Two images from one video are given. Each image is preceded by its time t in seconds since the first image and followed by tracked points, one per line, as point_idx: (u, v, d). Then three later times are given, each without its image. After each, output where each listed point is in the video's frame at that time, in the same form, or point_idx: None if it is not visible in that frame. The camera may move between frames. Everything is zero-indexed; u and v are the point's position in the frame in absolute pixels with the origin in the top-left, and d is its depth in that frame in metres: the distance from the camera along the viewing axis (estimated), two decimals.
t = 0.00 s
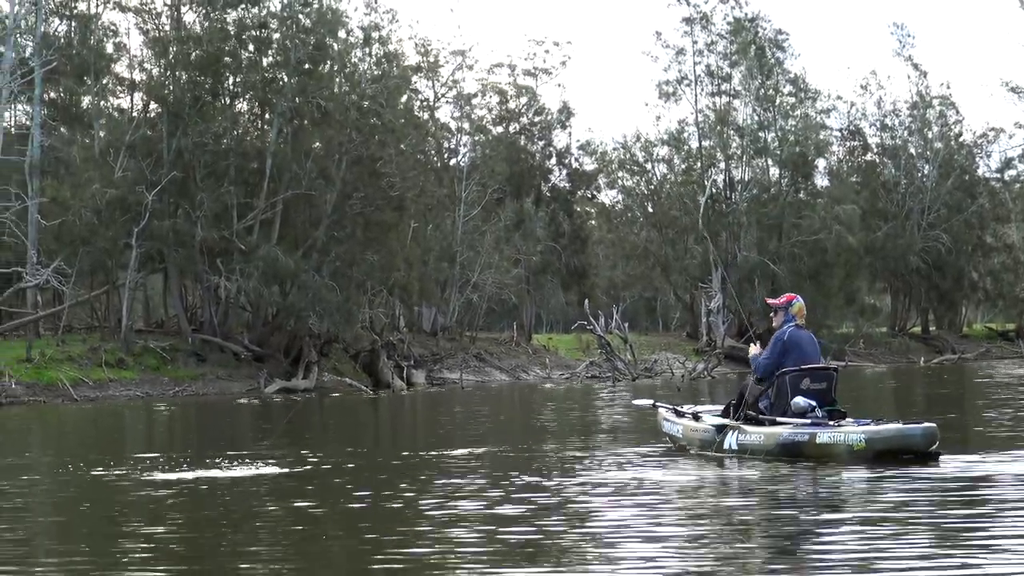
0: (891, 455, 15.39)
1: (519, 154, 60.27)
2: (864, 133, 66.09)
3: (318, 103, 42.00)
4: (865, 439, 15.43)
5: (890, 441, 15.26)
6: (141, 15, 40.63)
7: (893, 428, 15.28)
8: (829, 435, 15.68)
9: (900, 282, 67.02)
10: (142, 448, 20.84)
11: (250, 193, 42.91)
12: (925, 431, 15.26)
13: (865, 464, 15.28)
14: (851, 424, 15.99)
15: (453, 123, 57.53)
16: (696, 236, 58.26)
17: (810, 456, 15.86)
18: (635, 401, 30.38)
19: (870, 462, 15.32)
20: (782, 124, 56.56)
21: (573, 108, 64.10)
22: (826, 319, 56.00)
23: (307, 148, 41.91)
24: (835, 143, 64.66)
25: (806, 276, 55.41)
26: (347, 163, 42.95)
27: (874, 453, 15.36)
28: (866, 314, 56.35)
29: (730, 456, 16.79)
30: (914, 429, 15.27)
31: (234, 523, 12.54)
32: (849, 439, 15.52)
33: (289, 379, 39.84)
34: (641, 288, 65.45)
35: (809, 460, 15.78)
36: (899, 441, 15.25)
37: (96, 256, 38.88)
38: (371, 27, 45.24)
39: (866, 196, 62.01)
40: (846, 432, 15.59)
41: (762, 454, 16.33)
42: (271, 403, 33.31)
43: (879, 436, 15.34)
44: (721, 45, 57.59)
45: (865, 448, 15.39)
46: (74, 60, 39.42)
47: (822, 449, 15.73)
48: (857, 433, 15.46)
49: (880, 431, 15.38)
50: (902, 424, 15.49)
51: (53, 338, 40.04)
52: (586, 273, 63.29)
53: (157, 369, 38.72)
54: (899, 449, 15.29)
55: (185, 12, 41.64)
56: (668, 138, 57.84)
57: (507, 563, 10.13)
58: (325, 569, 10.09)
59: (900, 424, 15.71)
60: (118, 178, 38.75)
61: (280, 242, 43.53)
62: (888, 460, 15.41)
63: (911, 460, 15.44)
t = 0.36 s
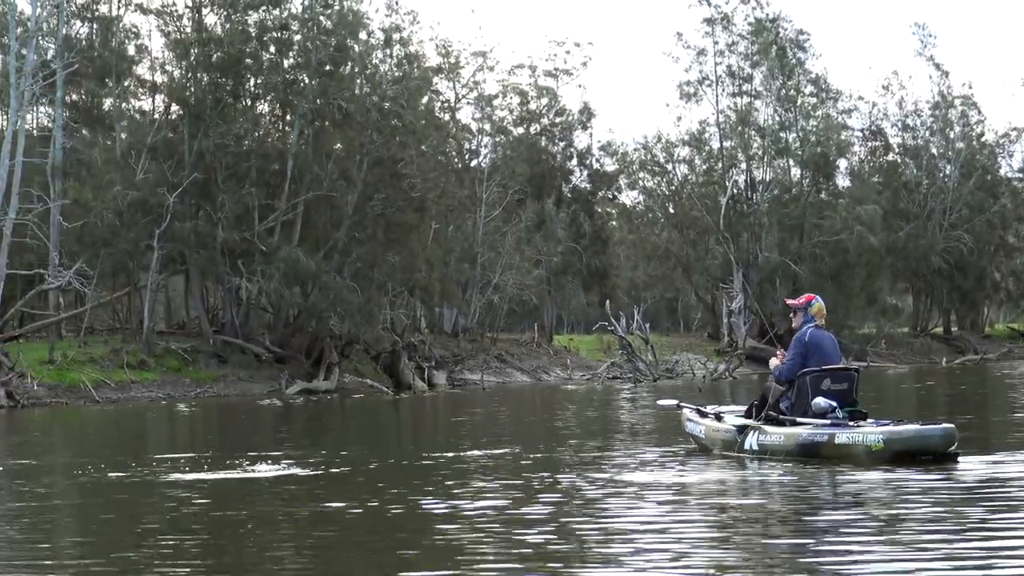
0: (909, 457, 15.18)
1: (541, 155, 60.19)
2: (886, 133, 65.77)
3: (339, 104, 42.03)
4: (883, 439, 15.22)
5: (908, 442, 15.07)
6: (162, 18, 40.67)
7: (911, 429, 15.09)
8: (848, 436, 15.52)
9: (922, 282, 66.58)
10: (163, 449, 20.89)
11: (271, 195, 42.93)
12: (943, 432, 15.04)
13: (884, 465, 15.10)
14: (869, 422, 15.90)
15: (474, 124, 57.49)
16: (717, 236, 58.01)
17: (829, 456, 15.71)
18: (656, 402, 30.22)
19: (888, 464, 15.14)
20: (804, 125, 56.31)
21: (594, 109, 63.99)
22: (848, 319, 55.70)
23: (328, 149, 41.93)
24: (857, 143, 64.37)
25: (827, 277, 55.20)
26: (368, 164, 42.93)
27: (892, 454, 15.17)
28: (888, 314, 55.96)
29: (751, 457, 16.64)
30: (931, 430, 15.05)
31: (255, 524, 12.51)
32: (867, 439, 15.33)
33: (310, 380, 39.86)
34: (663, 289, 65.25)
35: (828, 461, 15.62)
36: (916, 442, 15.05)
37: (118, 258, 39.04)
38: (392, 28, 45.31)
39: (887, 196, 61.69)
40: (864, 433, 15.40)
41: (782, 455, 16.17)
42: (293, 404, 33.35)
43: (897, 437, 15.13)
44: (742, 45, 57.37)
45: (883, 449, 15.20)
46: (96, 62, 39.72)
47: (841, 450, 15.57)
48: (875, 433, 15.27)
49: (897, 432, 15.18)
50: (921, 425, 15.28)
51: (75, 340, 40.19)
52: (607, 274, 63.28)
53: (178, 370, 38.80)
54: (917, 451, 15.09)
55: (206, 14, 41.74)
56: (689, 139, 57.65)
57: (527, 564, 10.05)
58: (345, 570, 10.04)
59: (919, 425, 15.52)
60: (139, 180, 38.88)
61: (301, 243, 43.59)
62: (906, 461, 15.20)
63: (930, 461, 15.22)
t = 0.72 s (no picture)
0: (920, 457, 15.08)
1: (556, 154, 60.09)
2: (902, 133, 65.56)
3: (354, 104, 41.97)
4: (894, 440, 15.11)
5: (919, 442, 14.96)
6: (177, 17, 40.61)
7: (923, 430, 14.99)
8: (860, 437, 15.38)
9: (938, 282, 66.23)
10: (178, 449, 20.88)
11: (286, 195, 42.94)
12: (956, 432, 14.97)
13: (896, 466, 14.98)
14: (880, 423, 15.78)
15: (490, 124, 57.45)
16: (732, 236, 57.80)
17: (840, 458, 15.57)
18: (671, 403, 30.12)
19: (900, 464, 15.01)
20: (819, 125, 56.11)
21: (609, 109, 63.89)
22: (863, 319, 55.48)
23: (343, 149, 41.91)
24: (872, 143, 64.14)
25: (843, 277, 54.94)
26: (383, 164, 42.87)
27: (904, 454, 15.05)
28: (904, 315, 55.70)
29: (765, 457, 16.52)
30: (943, 431, 14.96)
31: (270, 524, 12.43)
32: (878, 440, 15.21)
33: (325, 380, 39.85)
34: (677, 289, 65.10)
35: (840, 462, 15.47)
36: (928, 442, 14.95)
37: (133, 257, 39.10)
38: (407, 27, 45.35)
39: (903, 196, 61.44)
40: (876, 434, 15.28)
41: (795, 455, 16.04)
42: (308, 403, 33.34)
43: (909, 437, 15.03)
44: (758, 45, 57.19)
45: (895, 450, 15.08)
46: (111, 62, 39.79)
47: (853, 451, 15.43)
48: (886, 434, 15.15)
49: (909, 432, 15.06)
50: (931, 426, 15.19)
51: (90, 339, 40.25)
52: (622, 274, 63.17)
53: (193, 370, 38.83)
54: (929, 451, 14.98)
55: (222, 14, 41.76)
56: (705, 138, 57.53)
57: (541, 565, 9.93)
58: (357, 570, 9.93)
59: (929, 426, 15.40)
60: (155, 179, 38.93)
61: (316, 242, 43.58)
62: (918, 461, 15.09)
63: (942, 462, 15.12)
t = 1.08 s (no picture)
0: (929, 459, 15.00)
1: (569, 155, 60.00)
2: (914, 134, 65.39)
3: (366, 104, 41.96)
4: (902, 441, 15.05)
5: (928, 443, 14.89)
6: (190, 17, 40.64)
7: (932, 431, 14.92)
8: (868, 437, 15.34)
9: (951, 284, 65.99)
10: (190, 448, 20.92)
11: (299, 195, 42.95)
12: (964, 433, 14.90)
13: (904, 467, 14.91)
14: (890, 423, 15.75)
15: (502, 124, 57.47)
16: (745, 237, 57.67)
17: (849, 459, 15.52)
18: (682, 403, 30.11)
19: (908, 465, 14.95)
20: (832, 125, 55.88)
21: (621, 109, 63.83)
22: (876, 320, 55.34)
23: (355, 149, 41.90)
24: (885, 144, 64.02)
25: (855, 277, 54.81)
26: (395, 164, 42.70)
27: (912, 456, 14.98)
28: (916, 316, 55.50)
29: (776, 458, 16.47)
30: (951, 432, 14.89)
31: (282, 523, 12.40)
32: (887, 441, 15.16)
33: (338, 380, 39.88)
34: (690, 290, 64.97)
35: (849, 463, 15.42)
36: (936, 443, 14.88)
37: (146, 257, 39.21)
38: (418, 28, 45.36)
39: (915, 197, 61.28)
40: (885, 435, 15.23)
41: (805, 455, 16.00)
42: (320, 403, 33.39)
43: (917, 438, 14.96)
44: (771, 46, 57.08)
45: (903, 451, 15.01)
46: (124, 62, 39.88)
47: (863, 452, 15.38)
48: (895, 436, 15.10)
49: (917, 433, 14.99)
50: (940, 426, 15.13)
51: (103, 338, 40.35)
52: (635, 274, 62.95)
53: (205, 370, 38.90)
54: (937, 452, 14.91)
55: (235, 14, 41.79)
56: (717, 139, 57.46)
57: (554, 565, 9.89)
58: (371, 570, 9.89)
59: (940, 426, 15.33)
60: (168, 180, 39.03)
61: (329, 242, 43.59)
62: (927, 463, 15.00)
63: (950, 463, 15.04)
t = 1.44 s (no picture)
0: (938, 458, 14.92)
1: (581, 153, 59.84)
2: (927, 132, 65.12)
3: (378, 103, 41.94)
4: (911, 440, 14.95)
5: (937, 442, 14.79)
6: (202, 16, 40.61)
7: (941, 430, 14.82)
8: (878, 436, 15.24)
9: (964, 282, 65.66)
10: (202, 447, 20.92)
11: (310, 193, 42.93)
12: (972, 432, 14.83)
13: (914, 466, 14.81)
14: (900, 423, 15.60)
15: (514, 123, 57.39)
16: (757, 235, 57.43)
17: (859, 458, 15.42)
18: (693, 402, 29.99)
19: (918, 464, 14.86)
20: (844, 124, 55.71)
21: (633, 108, 63.71)
22: (889, 319, 55.10)
23: (367, 149, 41.81)
24: (897, 142, 63.77)
25: (867, 275, 54.74)
26: (407, 163, 42.66)
27: (921, 455, 14.88)
28: (929, 314, 55.26)
29: (788, 457, 16.37)
30: (960, 431, 14.80)
31: (295, 521, 12.38)
32: (896, 440, 15.06)
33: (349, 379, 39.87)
34: (701, 290, 64.71)
35: (860, 462, 15.33)
36: (946, 442, 14.80)
37: (158, 256, 39.25)
38: (429, 27, 45.32)
39: (927, 195, 61.06)
40: (894, 434, 15.12)
41: (816, 455, 15.91)
42: (331, 402, 33.35)
43: (926, 437, 14.86)
44: (783, 44, 56.90)
45: (913, 450, 14.91)
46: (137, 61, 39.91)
47: (872, 451, 15.28)
48: (904, 435, 14.99)
49: (926, 432, 14.89)
50: (949, 425, 15.06)
51: (115, 337, 40.40)
52: (646, 273, 62.80)
53: (218, 369, 38.93)
54: (946, 451, 14.83)
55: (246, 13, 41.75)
56: (728, 138, 57.32)
57: (567, 564, 9.78)
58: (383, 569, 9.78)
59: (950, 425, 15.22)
60: (180, 178, 39.06)
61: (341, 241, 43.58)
62: (936, 463, 14.91)
63: (960, 463, 14.95)
